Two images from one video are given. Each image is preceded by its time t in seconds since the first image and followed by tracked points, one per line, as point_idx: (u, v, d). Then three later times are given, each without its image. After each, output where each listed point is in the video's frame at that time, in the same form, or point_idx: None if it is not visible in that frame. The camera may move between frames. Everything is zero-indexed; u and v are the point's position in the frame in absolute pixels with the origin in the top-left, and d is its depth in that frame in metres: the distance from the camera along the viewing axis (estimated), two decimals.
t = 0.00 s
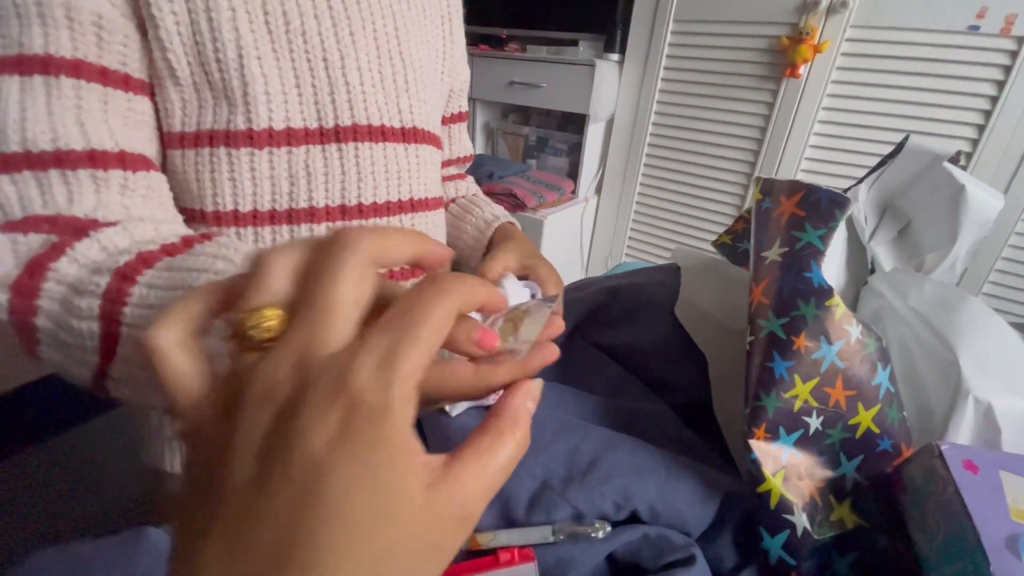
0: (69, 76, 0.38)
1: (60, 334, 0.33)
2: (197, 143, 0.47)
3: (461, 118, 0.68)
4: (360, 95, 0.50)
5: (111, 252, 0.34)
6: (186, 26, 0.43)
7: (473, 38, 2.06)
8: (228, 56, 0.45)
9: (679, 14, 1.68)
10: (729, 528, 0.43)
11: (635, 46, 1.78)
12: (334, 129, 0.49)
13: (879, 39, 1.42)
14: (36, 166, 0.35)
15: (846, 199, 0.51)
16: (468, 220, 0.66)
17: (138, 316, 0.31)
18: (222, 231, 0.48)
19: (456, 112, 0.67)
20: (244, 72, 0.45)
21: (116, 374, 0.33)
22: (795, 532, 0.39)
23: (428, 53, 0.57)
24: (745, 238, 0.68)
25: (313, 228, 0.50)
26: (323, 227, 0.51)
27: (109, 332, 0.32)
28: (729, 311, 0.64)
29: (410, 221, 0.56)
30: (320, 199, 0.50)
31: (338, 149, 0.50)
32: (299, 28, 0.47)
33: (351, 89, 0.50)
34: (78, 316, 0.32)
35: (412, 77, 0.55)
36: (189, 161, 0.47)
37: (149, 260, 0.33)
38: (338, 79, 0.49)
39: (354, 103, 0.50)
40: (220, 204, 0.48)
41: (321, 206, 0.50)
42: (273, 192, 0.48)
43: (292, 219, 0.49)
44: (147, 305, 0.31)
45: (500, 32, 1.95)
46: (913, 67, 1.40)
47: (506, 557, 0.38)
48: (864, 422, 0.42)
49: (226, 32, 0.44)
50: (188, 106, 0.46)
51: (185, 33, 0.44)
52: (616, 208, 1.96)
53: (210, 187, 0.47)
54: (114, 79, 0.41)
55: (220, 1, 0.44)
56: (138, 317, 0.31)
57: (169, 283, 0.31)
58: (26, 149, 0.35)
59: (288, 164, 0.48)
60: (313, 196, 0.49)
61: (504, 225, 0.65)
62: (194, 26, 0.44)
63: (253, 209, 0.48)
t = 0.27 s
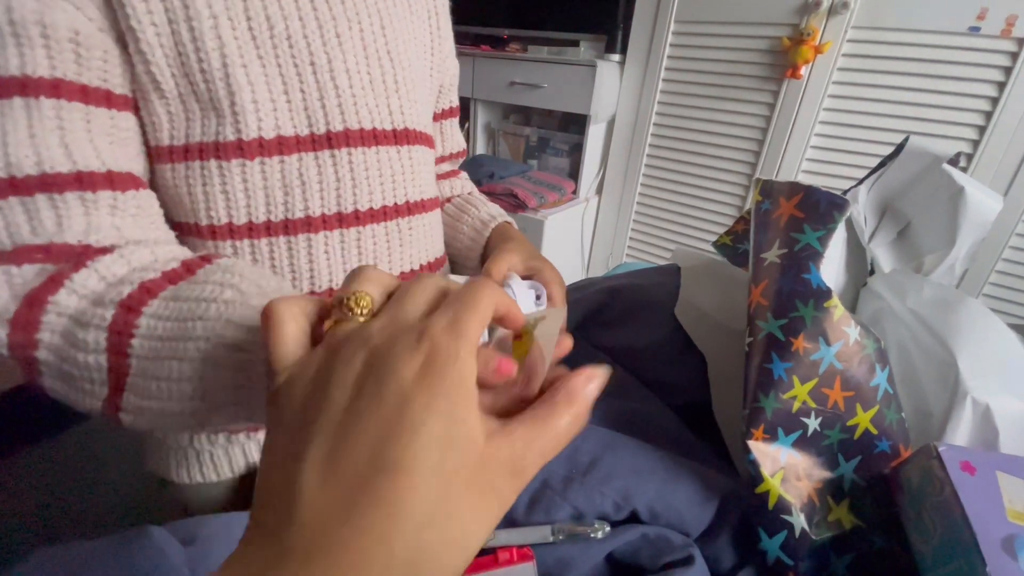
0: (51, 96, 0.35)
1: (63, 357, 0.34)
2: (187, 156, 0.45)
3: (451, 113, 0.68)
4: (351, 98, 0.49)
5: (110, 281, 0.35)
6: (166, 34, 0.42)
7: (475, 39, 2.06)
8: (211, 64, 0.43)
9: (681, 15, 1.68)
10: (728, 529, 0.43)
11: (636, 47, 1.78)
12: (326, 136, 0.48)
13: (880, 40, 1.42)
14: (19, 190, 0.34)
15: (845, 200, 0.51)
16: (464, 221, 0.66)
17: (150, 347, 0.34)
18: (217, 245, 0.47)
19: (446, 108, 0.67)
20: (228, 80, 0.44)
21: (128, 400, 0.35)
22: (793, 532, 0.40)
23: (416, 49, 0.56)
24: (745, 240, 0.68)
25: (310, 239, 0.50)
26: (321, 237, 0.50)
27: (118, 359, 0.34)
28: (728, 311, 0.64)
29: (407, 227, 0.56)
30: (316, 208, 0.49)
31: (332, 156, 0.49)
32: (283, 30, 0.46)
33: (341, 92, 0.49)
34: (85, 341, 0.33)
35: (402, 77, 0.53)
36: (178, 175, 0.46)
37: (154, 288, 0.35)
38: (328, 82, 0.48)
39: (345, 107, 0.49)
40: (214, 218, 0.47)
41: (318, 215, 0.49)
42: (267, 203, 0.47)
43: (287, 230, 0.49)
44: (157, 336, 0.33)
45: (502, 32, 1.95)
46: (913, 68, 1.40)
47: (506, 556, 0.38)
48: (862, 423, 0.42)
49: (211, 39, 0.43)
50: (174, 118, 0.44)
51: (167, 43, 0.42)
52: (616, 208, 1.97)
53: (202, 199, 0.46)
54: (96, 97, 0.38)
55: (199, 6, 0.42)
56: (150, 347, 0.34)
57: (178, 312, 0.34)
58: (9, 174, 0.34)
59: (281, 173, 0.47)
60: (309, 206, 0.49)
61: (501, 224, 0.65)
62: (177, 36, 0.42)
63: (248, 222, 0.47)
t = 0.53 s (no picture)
0: (43, 127, 0.35)
1: (77, 389, 0.35)
2: (187, 171, 0.45)
3: (454, 100, 0.66)
4: (344, 103, 0.48)
5: (115, 312, 0.34)
6: (153, 53, 0.41)
7: (474, 38, 2.06)
8: (200, 81, 0.42)
9: (680, 14, 1.68)
10: (725, 529, 0.43)
11: (635, 46, 1.78)
12: (321, 145, 0.47)
13: (880, 40, 1.42)
14: (26, 221, 0.35)
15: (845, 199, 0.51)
16: (466, 211, 0.66)
17: (153, 387, 0.34)
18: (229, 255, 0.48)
19: (449, 95, 0.65)
20: (218, 94, 0.43)
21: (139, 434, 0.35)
22: (791, 533, 0.39)
23: (413, 42, 0.54)
24: (744, 239, 0.69)
25: (311, 249, 0.49)
26: (322, 246, 0.49)
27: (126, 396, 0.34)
28: (726, 311, 0.64)
29: (408, 230, 0.55)
30: (315, 218, 0.48)
31: (328, 165, 0.48)
32: (268, 36, 0.44)
33: (333, 98, 0.47)
34: (92, 375, 0.33)
35: (398, 75, 0.51)
36: (180, 189, 0.46)
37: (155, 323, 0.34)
38: (320, 87, 0.47)
39: (338, 113, 0.48)
40: (219, 230, 0.47)
41: (318, 225, 0.49)
42: (266, 214, 0.47)
43: (288, 240, 0.48)
44: (160, 375, 0.33)
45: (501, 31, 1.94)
46: (913, 68, 1.40)
47: (501, 556, 0.37)
48: (860, 424, 0.42)
49: (199, 55, 0.42)
50: (172, 136, 0.44)
51: (155, 64, 0.41)
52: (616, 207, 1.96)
53: (206, 211, 0.46)
54: (89, 122, 0.38)
55: (183, 23, 0.41)
56: (154, 387, 0.34)
57: (179, 350, 0.33)
58: (13, 206, 0.35)
59: (278, 186, 0.46)
60: (308, 216, 0.48)
61: (502, 215, 0.65)
62: (165, 56, 0.41)
63: (251, 232, 0.47)
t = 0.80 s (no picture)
0: (82, 134, 0.36)
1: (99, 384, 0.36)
2: (225, 172, 0.45)
3: (490, 100, 0.65)
4: (380, 108, 0.47)
5: (135, 314, 0.35)
6: (196, 57, 0.40)
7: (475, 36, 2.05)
8: (240, 86, 0.42)
9: (681, 12, 1.68)
10: (730, 527, 0.42)
11: (636, 45, 1.77)
12: (356, 150, 0.46)
13: (882, 39, 1.42)
14: (63, 221, 0.36)
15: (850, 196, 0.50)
16: (493, 212, 0.64)
17: (156, 394, 0.34)
18: (260, 256, 0.47)
19: (485, 95, 0.64)
20: (256, 97, 0.42)
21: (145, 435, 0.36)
22: (796, 531, 0.39)
23: (452, 44, 0.52)
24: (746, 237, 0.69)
25: (341, 253, 0.48)
26: (352, 251, 0.49)
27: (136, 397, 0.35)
28: (728, 309, 0.64)
29: (436, 236, 0.53)
30: (346, 222, 0.48)
31: (362, 171, 0.47)
32: (305, 39, 0.43)
33: (370, 103, 0.46)
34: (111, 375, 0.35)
35: (435, 79, 0.50)
36: (217, 188, 0.45)
37: (164, 330, 0.34)
38: (357, 90, 0.46)
39: (374, 119, 0.47)
40: (252, 229, 0.46)
41: (348, 229, 0.48)
42: (299, 215, 0.46)
43: (320, 243, 0.47)
44: (164, 383, 0.34)
45: (502, 30, 1.94)
46: (915, 67, 1.40)
47: (506, 553, 0.37)
48: (866, 421, 0.42)
49: (241, 58, 0.41)
50: (213, 137, 0.44)
51: (198, 67, 0.41)
52: (616, 206, 1.96)
53: (242, 212, 0.46)
54: (128, 129, 0.38)
55: (225, 26, 0.40)
56: (157, 395, 0.34)
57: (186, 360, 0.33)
58: (52, 207, 0.36)
59: (312, 190, 0.46)
60: (339, 220, 0.47)
61: (530, 221, 0.63)
62: (207, 60, 0.41)
63: (283, 233, 0.46)
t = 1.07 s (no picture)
0: (96, 120, 0.36)
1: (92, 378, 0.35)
2: (245, 168, 0.45)
3: (505, 113, 0.64)
4: (407, 108, 0.47)
5: (139, 305, 0.34)
6: (224, 49, 0.41)
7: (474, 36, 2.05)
8: (268, 79, 0.42)
9: (681, 12, 1.68)
10: (732, 526, 0.43)
11: (636, 45, 1.77)
12: (381, 151, 0.47)
13: (882, 39, 1.42)
14: (70, 207, 0.36)
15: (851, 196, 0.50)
16: (502, 215, 0.64)
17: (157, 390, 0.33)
18: (269, 254, 0.47)
19: (501, 106, 0.63)
20: (284, 93, 0.43)
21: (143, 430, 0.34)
22: (798, 530, 0.39)
23: (476, 51, 0.53)
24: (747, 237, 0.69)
25: (360, 256, 0.49)
26: (371, 254, 0.49)
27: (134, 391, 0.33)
28: (729, 308, 0.64)
29: (455, 243, 0.54)
30: (367, 225, 0.48)
31: (385, 172, 0.47)
32: (335, 36, 0.43)
33: (397, 103, 0.47)
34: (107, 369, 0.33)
35: (458, 85, 0.51)
36: (234, 185, 0.45)
37: (171, 322, 0.34)
38: (385, 90, 0.46)
39: (401, 119, 0.47)
40: (271, 228, 0.46)
41: (369, 231, 0.48)
42: (320, 217, 0.46)
43: (339, 245, 0.48)
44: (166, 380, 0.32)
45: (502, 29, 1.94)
46: (915, 67, 1.40)
47: (509, 554, 0.37)
48: (867, 420, 0.42)
49: (272, 53, 0.42)
50: (232, 130, 0.43)
51: (225, 59, 0.41)
52: (617, 206, 1.96)
53: (261, 212, 0.46)
54: (142, 117, 0.38)
55: (257, 19, 0.41)
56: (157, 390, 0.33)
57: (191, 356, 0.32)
58: (59, 193, 0.36)
59: (335, 189, 0.46)
60: (361, 223, 0.48)
61: (537, 226, 0.63)
62: (235, 51, 0.41)
63: (302, 233, 0.47)
